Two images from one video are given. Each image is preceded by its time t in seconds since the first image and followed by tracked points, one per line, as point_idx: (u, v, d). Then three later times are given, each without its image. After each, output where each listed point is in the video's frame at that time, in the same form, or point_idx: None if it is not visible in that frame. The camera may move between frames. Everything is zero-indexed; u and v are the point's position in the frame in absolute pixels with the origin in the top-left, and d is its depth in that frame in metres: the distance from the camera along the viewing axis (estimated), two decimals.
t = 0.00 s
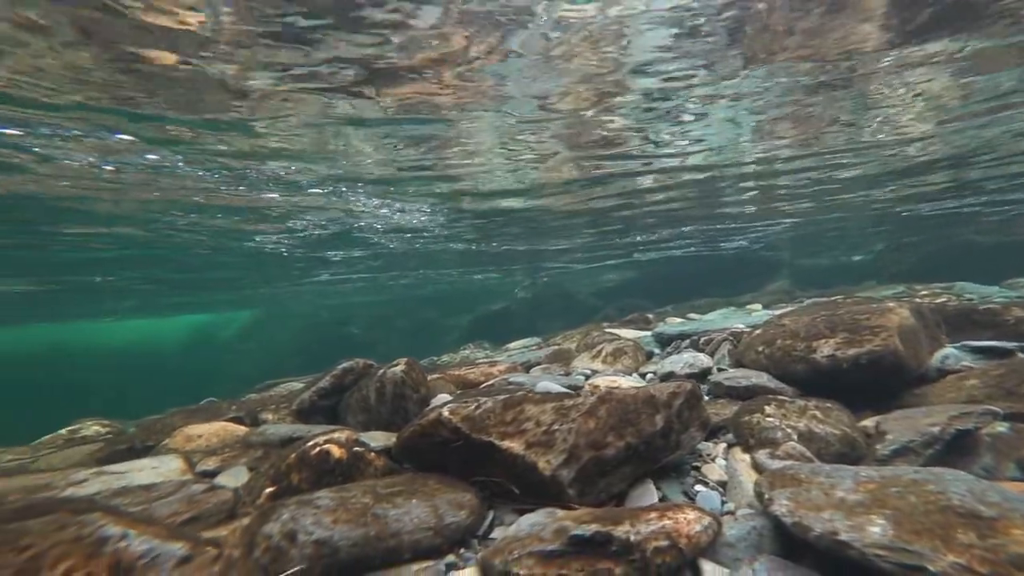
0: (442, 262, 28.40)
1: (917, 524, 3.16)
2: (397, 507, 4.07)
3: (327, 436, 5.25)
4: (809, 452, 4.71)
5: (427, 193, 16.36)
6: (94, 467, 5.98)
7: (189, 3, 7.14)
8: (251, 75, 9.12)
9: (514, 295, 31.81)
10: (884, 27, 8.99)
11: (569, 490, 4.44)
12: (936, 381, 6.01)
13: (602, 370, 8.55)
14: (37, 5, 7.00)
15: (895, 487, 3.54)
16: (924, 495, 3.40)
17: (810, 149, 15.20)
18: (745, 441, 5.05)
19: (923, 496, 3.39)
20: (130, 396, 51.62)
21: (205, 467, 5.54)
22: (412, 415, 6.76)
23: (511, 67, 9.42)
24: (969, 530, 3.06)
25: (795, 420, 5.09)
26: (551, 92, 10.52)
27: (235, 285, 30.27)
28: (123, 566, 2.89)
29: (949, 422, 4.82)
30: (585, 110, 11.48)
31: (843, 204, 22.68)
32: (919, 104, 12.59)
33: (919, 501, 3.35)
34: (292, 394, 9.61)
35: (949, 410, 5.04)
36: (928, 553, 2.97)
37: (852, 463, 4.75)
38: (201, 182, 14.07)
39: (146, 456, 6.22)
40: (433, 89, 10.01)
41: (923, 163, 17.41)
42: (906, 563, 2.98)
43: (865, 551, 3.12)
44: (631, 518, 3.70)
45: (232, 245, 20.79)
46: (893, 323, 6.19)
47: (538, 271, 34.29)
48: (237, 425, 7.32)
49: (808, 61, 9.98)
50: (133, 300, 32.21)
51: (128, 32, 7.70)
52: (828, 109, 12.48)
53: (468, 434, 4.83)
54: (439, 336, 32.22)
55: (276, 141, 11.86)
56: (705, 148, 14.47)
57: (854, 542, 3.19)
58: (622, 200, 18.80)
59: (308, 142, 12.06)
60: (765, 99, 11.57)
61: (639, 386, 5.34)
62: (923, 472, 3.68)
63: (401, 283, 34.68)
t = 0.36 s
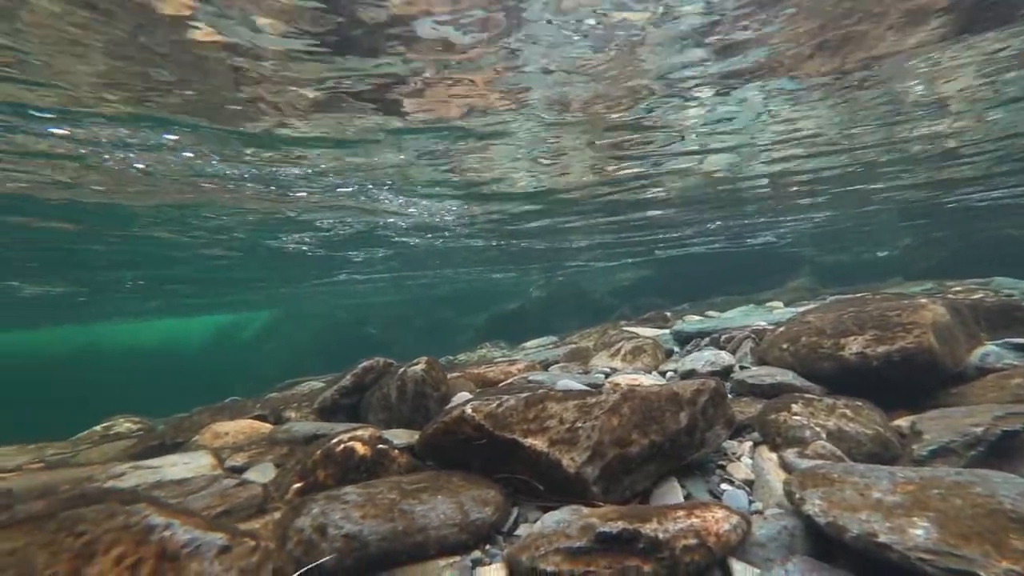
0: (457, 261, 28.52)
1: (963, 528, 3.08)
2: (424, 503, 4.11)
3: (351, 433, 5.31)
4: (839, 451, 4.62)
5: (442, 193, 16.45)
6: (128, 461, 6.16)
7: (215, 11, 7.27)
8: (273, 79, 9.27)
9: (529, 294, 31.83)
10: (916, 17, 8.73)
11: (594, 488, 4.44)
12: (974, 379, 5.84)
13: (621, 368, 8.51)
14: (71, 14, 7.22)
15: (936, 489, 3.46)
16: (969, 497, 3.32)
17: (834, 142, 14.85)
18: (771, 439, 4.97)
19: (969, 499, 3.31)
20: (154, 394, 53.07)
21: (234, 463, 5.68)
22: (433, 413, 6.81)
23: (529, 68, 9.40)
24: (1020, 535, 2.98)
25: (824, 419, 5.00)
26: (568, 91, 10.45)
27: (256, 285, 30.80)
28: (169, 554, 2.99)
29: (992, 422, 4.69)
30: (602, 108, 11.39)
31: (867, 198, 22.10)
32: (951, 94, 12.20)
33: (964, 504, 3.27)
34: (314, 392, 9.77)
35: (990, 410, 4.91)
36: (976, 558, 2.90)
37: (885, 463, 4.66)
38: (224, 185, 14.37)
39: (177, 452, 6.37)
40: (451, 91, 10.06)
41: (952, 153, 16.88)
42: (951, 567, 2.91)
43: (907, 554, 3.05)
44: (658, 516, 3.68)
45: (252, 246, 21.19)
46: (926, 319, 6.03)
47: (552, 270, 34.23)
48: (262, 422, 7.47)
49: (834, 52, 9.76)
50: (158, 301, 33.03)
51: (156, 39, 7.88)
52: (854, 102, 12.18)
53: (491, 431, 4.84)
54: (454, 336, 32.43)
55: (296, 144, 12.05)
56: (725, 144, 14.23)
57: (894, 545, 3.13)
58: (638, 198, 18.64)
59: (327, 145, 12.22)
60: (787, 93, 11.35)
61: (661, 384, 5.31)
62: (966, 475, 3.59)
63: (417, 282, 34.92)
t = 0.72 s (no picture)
0: (472, 261, 28.64)
1: (1018, 539, 2.96)
2: (448, 503, 4.11)
3: (373, 432, 5.34)
4: (873, 454, 4.49)
5: (459, 194, 16.55)
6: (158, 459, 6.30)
7: (242, 13, 7.41)
8: (295, 82, 9.42)
9: (545, 294, 31.79)
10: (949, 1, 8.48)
11: (618, 489, 4.39)
12: (1018, 382, 5.64)
13: (642, 368, 8.42)
14: (103, 24, 7.43)
15: (984, 496, 3.34)
16: None
17: (859, 133, 14.51)
18: (800, 441, 4.86)
19: None
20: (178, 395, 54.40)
21: (260, 461, 5.77)
22: (454, 413, 6.82)
23: (549, 65, 9.38)
24: None
25: (856, 420, 4.86)
26: (587, 88, 10.40)
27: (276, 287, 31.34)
28: (206, 548, 3.05)
29: None
30: (621, 105, 11.32)
31: (892, 192, 21.54)
32: (983, 80, 11.84)
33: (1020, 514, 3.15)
34: (334, 392, 9.88)
35: None
36: None
37: (923, 468, 4.52)
38: (247, 189, 14.63)
39: (205, 451, 6.50)
40: (469, 90, 10.07)
41: (984, 142, 16.37)
42: None
43: (957, 566, 2.93)
44: (687, 518, 3.62)
45: (272, 249, 21.58)
46: (964, 318, 5.83)
47: (567, 270, 34.15)
48: (285, 421, 7.57)
49: (861, 42, 9.55)
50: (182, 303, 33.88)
51: (184, 44, 8.07)
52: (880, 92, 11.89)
53: (514, 431, 4.82)
54: (470, 336, 32.63)
55: (316, 147, 12.22)
56: (746, 138, 14.00)
57: (943, 555, 3.01)
58: (656, 196, 18.47)
59: (347, 147, 12.37)
60: (811, 83, 11.11)
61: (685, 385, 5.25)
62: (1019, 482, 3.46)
63: (433, 282, 35.15)
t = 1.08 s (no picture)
0: (488, 263, 28.67)
1: None
2: (471, 505, 4.10)
3: (393, 434, 5.36)
4: (910, 462, 4.34)
5: (476, 196, 16.61)
6: (187, 457, 6.44)
7: (264, 24, 7.53)
8: (315, 90, 9.53)
9: (561, 295, 31.65)
10: None
11: (643, 493, 4.32)
12: None
13: (662, 371, 8.31)
14: (134, 37, 7.65)
15: None
16: None
17: (888, 130, 14.09)
18: (830, 447, 4.72)
19: None
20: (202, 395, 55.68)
21: (283, 461, 5.85)
22: (473, 416, 6.80)
23: (566, 69, 9.30)
24: None
25: (890, 426, 4.71)
26: (605, 91, 10.29)
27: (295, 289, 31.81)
28: (238, 547, 3.10)
29: None
30: (640, 107, 11.18)
31: (921, 189, 20.88)
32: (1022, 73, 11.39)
33: None
34: (354, 393, 9.98)
35: None
36: None
37: (965, 477, 4.35)
38: (267, 195, 14.85)
39: (230, 451, 6.62)
40: (487, 95, 10.07)
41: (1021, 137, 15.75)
42: None
43: None
44: (714, 524, 3.55)
45: (292, 252, 21.88)
46: (1006, 321, 5.62)
47: (583, 270, 33.94)
48: (307, 422, 7.66)
49: (892, 39, 9.28)
50: (205, 305, 34.63)
51: (208, 55, 8.22)
52: (912, 88, 11.54)
53: (535, 433, 4.79)
54: (486, 337, 32.77)
55: (335, 154, 12.38)
56: (769, 138, 13.72)
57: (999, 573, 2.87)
58: (674, 196, 18.21)
59: (365, 153, 12.47)
60: (837, 81, 10.81)
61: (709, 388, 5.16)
62: None
63: (449, 284, 35.30)
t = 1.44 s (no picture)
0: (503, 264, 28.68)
1: None
2: (492, 511, 4.09)
3: (412, 437, 5.37)
4: (947, 474, 4.19)
5: (491, 199, 16.61)
6: (210, 458, 6.56)
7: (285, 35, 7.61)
8: (333, 100, 9.60)
9: (576, 296, 31.51)
10: None
11: (665, 501, 4.23)
12: None
13: (681, 374, 8.18)
14: (161, 55, 7.84)
15: None
16: None
17: (915, 128, 13.70)
18: (861, 456, 4.58)
19: None
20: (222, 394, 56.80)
21: (304, 463, 5.91)
22: (490, 419, 6.76)
23: (584, 71, 9.21)
24: None
25: (925, 435, 4.56)
26: (623, 91, 10.12)
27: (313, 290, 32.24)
28: (264, 551, 3.13)
29: None
30: (658, 108, 11.02)
31: (950, 186, 20.24)
32: None
33: None
34: (371, 395, 10.04)
35: None
36: None
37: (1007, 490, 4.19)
38: (286, 201, 15.05)
39: (252, 452, 6.71)
40: (505, 100, 10.08)
41: None
42: None
43: None
44: (742, 536, 3.48)
45: (309, 254, 22.16)
46: None
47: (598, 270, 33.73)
48: (326, 424, 7.74)
49: (921, 36, 9.02)
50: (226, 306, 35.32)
51: (229, 70, 8.33)
52: (940, 84, 11.20)
53: (555, 438, 4.75)
54: (501, 339, 32.79)
55: (353, 161, 12.50)
56: (790, 138, 13.45)
57: None
58: (693, 195, 17.93)
59: (382, 159, 12.54)
60: (865, 78, 10.51)
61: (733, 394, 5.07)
62: None
63: (464, 285, 35.42)
